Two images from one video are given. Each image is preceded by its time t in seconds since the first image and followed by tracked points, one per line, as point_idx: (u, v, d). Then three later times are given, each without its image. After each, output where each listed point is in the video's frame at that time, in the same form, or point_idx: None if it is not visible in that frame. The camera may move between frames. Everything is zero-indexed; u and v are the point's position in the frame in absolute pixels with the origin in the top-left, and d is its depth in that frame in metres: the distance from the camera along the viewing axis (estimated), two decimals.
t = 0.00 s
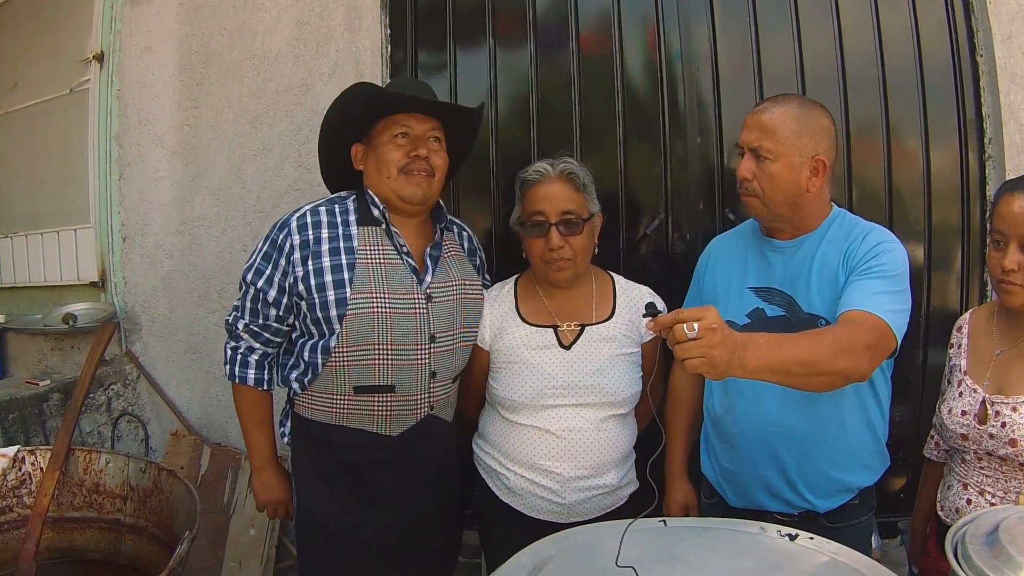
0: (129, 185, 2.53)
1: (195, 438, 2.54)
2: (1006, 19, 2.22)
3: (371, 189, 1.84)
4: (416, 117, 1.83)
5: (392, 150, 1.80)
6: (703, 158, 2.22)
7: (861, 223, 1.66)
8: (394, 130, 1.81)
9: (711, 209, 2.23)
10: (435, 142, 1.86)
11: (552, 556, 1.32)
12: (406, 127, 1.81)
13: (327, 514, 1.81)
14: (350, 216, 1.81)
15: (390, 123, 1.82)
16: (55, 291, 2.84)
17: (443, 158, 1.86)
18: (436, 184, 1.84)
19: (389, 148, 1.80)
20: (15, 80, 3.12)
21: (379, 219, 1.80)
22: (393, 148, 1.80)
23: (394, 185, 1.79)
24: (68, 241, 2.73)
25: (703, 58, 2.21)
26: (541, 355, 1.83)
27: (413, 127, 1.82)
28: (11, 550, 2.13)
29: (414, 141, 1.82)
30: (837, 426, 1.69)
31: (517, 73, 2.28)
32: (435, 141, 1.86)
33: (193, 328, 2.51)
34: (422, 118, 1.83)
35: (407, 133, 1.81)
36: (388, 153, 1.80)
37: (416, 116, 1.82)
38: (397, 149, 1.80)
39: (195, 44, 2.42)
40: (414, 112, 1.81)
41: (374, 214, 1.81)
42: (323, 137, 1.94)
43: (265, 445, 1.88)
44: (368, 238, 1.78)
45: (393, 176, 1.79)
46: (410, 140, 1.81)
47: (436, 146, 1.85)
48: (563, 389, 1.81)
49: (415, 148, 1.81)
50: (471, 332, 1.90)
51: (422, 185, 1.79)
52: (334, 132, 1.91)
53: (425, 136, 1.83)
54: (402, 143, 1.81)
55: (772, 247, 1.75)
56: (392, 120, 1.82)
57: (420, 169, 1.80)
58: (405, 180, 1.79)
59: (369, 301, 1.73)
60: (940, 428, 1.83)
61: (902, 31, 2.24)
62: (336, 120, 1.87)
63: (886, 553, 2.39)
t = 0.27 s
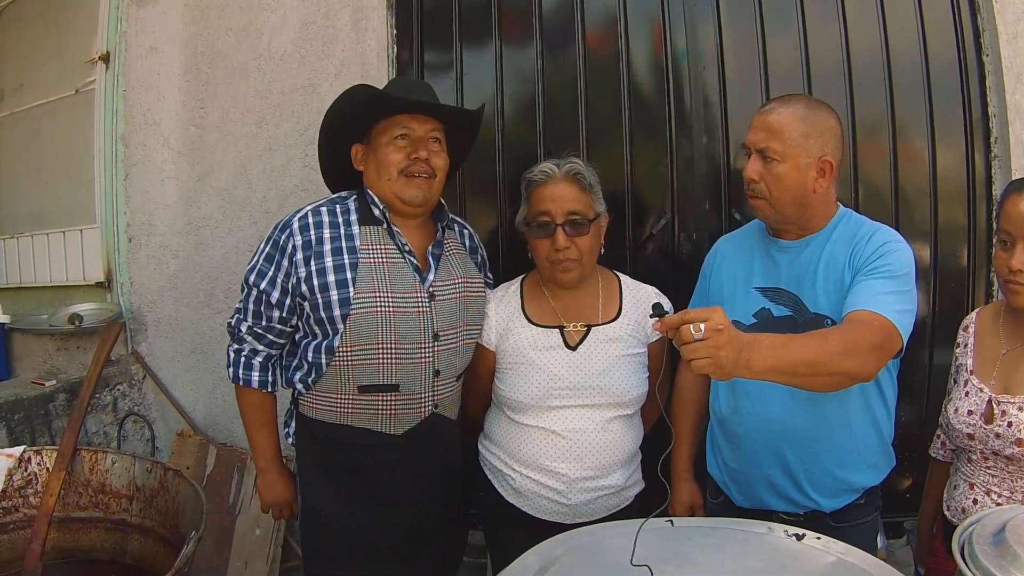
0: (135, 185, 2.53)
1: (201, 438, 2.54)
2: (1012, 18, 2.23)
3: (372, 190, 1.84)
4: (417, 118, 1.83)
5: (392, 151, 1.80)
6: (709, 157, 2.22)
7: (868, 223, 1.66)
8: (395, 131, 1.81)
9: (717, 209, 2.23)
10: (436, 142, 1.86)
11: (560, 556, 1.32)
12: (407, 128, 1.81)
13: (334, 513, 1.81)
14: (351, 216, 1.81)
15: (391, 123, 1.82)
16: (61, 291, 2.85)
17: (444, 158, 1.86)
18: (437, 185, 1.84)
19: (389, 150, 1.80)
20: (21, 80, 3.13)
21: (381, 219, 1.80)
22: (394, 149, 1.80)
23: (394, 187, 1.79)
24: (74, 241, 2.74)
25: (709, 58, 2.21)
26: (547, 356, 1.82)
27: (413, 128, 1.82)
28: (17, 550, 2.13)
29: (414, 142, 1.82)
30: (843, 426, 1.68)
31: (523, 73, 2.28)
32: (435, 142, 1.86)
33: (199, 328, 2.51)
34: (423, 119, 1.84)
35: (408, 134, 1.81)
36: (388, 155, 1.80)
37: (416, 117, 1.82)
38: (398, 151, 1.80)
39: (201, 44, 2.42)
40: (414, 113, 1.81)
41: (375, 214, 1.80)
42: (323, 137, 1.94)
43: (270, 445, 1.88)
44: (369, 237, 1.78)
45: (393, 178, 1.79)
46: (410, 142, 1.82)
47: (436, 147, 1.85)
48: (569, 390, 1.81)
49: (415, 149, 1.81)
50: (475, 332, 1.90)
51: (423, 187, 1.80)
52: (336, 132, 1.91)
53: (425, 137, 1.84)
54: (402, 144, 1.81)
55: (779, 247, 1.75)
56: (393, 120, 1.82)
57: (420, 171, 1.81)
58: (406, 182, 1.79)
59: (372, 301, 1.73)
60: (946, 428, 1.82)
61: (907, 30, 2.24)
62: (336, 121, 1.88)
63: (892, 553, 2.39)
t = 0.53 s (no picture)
0: (136, 185, 2.54)
1: (202, 438, 2.55)
2: (1013, 17, 2.23)
3: (366, 190, 1.85)
4: (413, 117, 1.83)
5: (388, 151, 1.80)
6: (709, 156, 2.22)
7: (868, 222, 1.66)
8: (390, 131, 1.81)
9: (718, 208, 2.23)
10: (432, 142, 1.86)
11: (561, 554, 1.32)
12: (402, 128, 1.81)
13: (334, 512, 1.82)
14: (347, 216, 1.82)
15: (387, 123, 1.82)
16: (62, 290, 2.85)
17: (440, 157, 1.86)
18: (432, 185, 1.84)
19: (385, 149, 1.80)
20: (21, 80, 3.13)
21: (376, 219, 1.81)
22: (390, 149, 1.80)
23: (390, 187, 1.79)
24: (75, 241, 2.74)
25: (709, 56, 2.21)
26: (547, 355, 1.82)
27: (409, 127, 1.82)
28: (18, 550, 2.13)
29: (410, 141, 1.82)
30: (843, 424, 1.68)
31: (524, 71, 2.28)
32: (431, 141, 1.86)
33: (200, 327, 2.52)
34: (419, 119, 1.83)
35: (403, 134, 1.82)
36: (384, 154, 1.80)
37: (412, 116, 1.83)
38: (393, 150, 1.80)
39: (202, 43, 2.43)
40: (410, 112, 1.81)
41: (371, 214, 1.81)
42: (319, 135, 1.94)
43: (267, 445, 1.88)
44: (366, 237, 1.79)
45: (388, 178, 1.79)
46: (406, 141, 1.82)
47: (432, 147, 1.85)
48: (569, 389, 1.81)
49: (411, 149, 1.81)
50: (473, 331, 1.90)
51: (419, 186, 1.79)
52: (332, 133, 1.91)
53: (421, 136, 1.83)
54: (398, 144, 1.81)
55: (778, 246, 1.75)
56: (389, 120, 1.82)
57: (416, 170, 1.80)
58: (401, 181, 1.79)
59: (369, 301, 1.73)
60: (947, 426, 1.82)
61: (907, 28, 2.24)
62: (331, 121, 1.88)
63: (893, 551, 2.40)
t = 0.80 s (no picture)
0: (138, 186, 2.54)
1: (204, 438, 2.55)
2: (1015, 17, 2.22)
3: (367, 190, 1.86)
4: (412, 118, 1.82)
5: (387, 153, 1.80)
6: (712, 156, 2.22)
7: (868, 222, 1.66)
8: (390, 132, 1.81)
9: (720, 208, 2.23)
10: (432, 143, 1.84)
11: (563, 554, 1.33)
12: (401, 129, 1.80)
13: (336, 513, 1.82)
14: (348, 217, 1.82)
15: (386, 124, 1.82)
16: (65, 291, 2.85)
17: (440, 159, 1.85)
18: (431, 186, 1.83)
19: (385, 151, 1.81)
20: (24, 81, 3.13)
21: (376, 220, 1.81)
22: (389, 150, 1.80)
23: (388, 188, 1.79)
24: (77, 241, 2.74)
25: (712, 57, 2.21)
26: (548, 356, 1.82)
27: (408, 128, 1.81)
28: (21, 550, 2.14)
29: (409, 143, 1.81)
30: (844, 423, 1.68)
31: (526, 72, 2.28)
32: (431, 143, 1.84)
33: (202, 327, 2.52)
34: (418, 120, 1.82)
35: (402, 135, 1.81)
36: (383, 156, 1.80)
37: (411, 117, 1.81)
38: (392, 152, 1.80)
39: (204, 44, 2.43)
40: (408, 113, 1.80)
41: (371, 215, 1.82)
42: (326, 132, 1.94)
43: (268, 445, 1.88)
44: (366, 238, 1.79)
45: (387, 179, 1.79)
46: (404, 143, 1.81)
47: (431, 148, 1.84)
48: (571, 390, 1.80)
49: (409, 150, 1.80)
50: (473, 332, 1.90)
51: (417, 188, 1.79)
52: (337, 133, 1.92)
53: (419, 137, 1.82)
54: (397, 145, 1.81)
55: (779, 246, 1.75)
56: (388, 121, 1.81)
57: (413, 172, 1.80)
58: (399, 183, 1.79)
59: (369, 301, 1.73)
60: (949, 427, 1.82)
61: (909, 28, 2.24)
62: (335, 121, 1.89)
63: (895, 551, 2.40)
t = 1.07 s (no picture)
0: (140, 186, 2.54)
1: (206, 438, 2.55)
2: (1018, 17, 2.22)
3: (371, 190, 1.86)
4: (417, 121, 1.81)
5: (391, 154, 1.80)
6: (714, 156, 2.22)
7: (869, 222, 1.66)
8: (396, 134, 1.80)
9: (722, 208, 2.23)
10: (437, 147, 1.84)
11: (566, 555, 1.32)
12: (407, 131, 1.80)
13: (338, 513, 1.82)
14: (351, 217, 1.82)
15: (392, 125, 1.81)
16: (67, 291, 2.85)
17: (445, 163, 1.85)
18: (434, 190, 1.83)
19: (389, 152, 1.80)
20: (26, 81, 3.14)
21: (379, 220, 1.82)
22: (393, 152, 1.80)
23: (391, 190, 1.79)
24: (79, 241, 2.75)
25: (714, 57, 2.21)
26: (550, 356, 1.82)
27: (413, 131, 1.81)
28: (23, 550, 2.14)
29: (413, 146, 1.81)
30: (845, 424, 1.68)
31: (528, 72, 2.29)
32: (437, 147, 1.84)
33: (204, 327, 2.52)
34: (423, 123, 1.82)
35: (407, 138, 1.80)
36: (387, 157, 1.80)
37: (416, 120, 1.81)
38: (397, 154, 1.80)
39: (206, 45, 2.43)
40: (414, 116, 1.80)
41: (374, 215, 1.82)
42: (333, 130, 1.94)
43: (270, 445, 1.89)
44: (369, 239, 1.79)
45: (390, 181, 1.79)
46: (409, 146, 1.80)
47: (436, 152, 1.83)
48: (572, 390, 1.80)
49: (413, 154, 1.80)
50: (475, 332, 1.90)
51: (420, 192, 1.80)
52: (347, 134, 1.94)
53: (425, 142, 1.82)
54: (403, 148, 1.80)
55: (780, 246, 1.75)
56: (394, 123, 1.81)
57: (417, 175, 1.80)
58: (403, 186, 1.79)
59: (371, 302, 1.74)
60: (951, 427, 1.82)
61: (911, 29, 2.24)
62: (342, 121, 1.90)
63: (897, 551, 2.40)
